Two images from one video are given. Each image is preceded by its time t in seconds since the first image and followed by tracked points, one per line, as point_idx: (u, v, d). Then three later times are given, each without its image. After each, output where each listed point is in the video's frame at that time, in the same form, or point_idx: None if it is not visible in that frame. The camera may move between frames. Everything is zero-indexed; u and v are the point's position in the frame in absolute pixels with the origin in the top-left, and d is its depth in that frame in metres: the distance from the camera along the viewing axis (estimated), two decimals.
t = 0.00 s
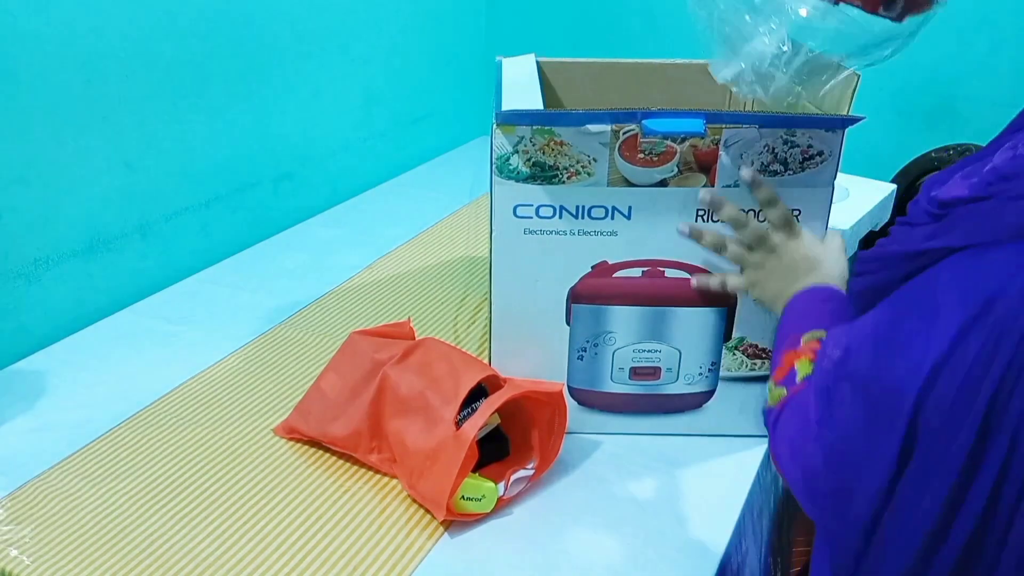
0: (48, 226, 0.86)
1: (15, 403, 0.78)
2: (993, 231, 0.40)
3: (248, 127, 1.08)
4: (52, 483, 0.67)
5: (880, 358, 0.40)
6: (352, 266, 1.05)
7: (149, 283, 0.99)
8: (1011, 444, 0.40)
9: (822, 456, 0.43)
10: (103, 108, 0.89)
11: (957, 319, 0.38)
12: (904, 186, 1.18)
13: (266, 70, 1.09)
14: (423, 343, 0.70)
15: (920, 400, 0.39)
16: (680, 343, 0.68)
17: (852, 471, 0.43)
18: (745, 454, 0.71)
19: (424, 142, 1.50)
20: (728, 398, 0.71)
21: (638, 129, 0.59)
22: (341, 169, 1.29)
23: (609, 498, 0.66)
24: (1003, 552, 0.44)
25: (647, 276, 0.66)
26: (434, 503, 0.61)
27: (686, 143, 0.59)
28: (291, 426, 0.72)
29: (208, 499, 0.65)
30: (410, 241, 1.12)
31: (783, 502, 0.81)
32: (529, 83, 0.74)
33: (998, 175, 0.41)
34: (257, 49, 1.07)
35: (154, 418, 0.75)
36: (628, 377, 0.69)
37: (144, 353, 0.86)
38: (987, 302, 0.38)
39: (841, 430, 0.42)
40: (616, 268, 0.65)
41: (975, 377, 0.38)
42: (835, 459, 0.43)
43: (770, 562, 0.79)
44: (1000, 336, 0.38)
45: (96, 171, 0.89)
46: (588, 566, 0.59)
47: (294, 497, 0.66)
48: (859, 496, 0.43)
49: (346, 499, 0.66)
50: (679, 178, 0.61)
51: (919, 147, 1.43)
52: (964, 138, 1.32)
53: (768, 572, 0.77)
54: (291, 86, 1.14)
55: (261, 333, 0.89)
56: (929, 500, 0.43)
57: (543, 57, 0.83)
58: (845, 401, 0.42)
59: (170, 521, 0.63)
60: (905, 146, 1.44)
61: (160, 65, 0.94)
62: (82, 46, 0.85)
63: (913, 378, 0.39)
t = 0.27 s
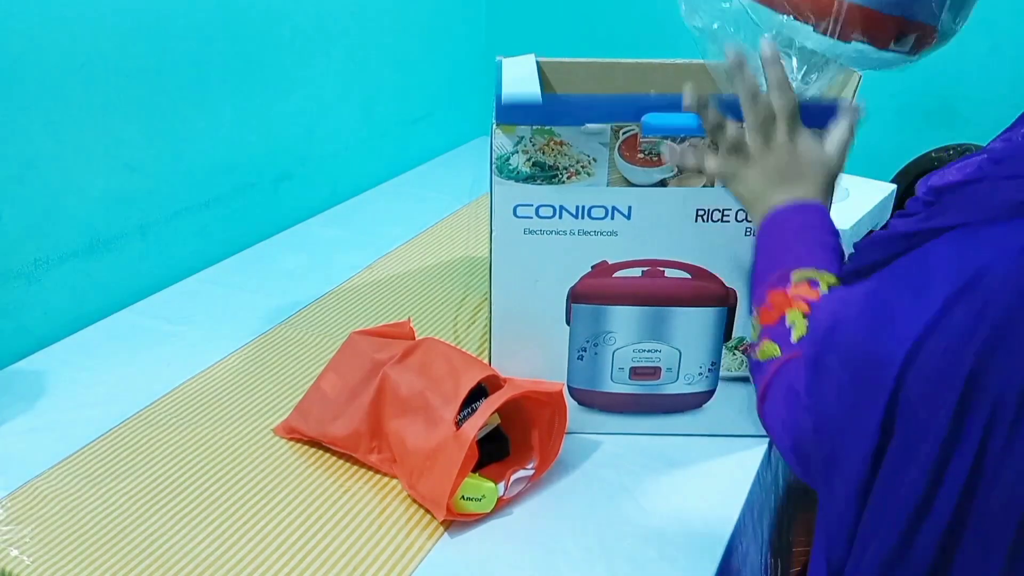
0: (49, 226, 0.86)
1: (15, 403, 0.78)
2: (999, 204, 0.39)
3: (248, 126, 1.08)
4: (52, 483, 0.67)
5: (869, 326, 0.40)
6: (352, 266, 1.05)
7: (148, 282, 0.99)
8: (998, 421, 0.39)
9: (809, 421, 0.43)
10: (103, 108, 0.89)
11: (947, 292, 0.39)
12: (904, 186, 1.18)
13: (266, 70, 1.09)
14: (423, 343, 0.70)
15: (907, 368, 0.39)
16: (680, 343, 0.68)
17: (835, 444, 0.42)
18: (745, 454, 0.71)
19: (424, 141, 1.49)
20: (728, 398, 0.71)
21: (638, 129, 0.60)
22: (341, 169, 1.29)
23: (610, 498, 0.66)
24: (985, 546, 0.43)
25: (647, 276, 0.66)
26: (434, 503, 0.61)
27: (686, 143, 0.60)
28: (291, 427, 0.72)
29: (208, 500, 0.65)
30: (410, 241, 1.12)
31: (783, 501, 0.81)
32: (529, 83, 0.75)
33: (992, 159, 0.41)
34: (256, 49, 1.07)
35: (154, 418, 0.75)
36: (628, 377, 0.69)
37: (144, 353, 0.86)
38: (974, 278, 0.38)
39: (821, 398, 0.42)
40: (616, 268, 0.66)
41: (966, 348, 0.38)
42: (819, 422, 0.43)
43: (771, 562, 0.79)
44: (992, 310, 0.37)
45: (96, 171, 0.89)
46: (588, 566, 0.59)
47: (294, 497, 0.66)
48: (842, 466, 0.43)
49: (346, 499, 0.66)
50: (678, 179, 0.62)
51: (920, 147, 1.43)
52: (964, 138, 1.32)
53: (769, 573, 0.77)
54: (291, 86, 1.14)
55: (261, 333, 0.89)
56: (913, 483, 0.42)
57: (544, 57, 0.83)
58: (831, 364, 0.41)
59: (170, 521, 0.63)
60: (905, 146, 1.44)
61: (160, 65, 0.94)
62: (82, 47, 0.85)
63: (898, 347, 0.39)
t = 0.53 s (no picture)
0: (48, 225, 0.86)
1: (15, 403, 0.78)
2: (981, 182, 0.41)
3: (248, 126, 1.08)
4: (52, 484, 0.67)
5: (849, 290, 0.41)
6: (351, 266, 1.05)
7: (148, 282, 0.99)
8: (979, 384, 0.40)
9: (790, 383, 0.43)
10: (102, 107, 0.88)
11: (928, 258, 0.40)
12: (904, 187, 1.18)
13: (266, 69, 1.09)
14: (423, 343, 0.70)
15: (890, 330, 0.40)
16: (680, 343, 0.67)
17: (816, 407, 0.43)
18: (745, 454, 0.71)
19: (423, 140, 1.49)
20: (728, 399, 0.71)
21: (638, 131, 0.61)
22: (341, 168, 1.28)
23: (610, 499, 0.66)
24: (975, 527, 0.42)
25: (648, 276, 0.66)
26: (434, 503, 0.61)
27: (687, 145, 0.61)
28: (291, 427, 0.72)
29: (208, 500, 0.65)
30: (410, 241, 1.12)
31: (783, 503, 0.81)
32: (531, 84, 0.74)
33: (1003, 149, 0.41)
34: (256, 48, 1.06)
35: (154, 418, 0.75)
36: (628, 377, 0.69)
37: (145, 353, 0.86)
38: (954, 247, 0.39)
39: (805, 363, 0.42)
40: (617, 268, 0.66)
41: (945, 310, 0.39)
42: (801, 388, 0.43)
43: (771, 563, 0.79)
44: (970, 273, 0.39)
45: (96, 171, 0.89)
46: (589, 567, 0.59)
47: (294, 497, 0.66)
48: (826, 432, 0.44)
49: (346, 499, 0.66)
50: (681, 179, 0.63)
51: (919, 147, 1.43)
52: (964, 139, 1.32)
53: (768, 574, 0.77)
54: (290, 85, 1.14)
55: (261, 333, 0.89)
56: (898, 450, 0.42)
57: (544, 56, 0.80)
58: (815, 326, 0.42)
59: (170, 521, 0.63)
60: (905, 146, 1.44)
61: (160, 65, 0.93)
62: (82, 46, 0.85)
63: (882, 310, 0.40)
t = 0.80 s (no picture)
0: (49, 225, 0.86)
1: (15, 403, 0.78)
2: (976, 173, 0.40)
3: (248, 127, 1.08)
4: (52, 484, 0.67)
5: (852, 296, 0.38)
6: (352, 266, 1.05)
7: (148, 282, 0.99)
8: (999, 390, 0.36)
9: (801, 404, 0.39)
10: (103, 108, 0.89)
11: (931, 248, 0.38)
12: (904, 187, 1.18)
13: (266, 70, 1.09)
14: (423, 342, 0.70)
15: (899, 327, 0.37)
16: (683, 350, 0.67)
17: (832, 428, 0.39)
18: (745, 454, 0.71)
19: (424, 142, 1.49)
20: (731, 406, 0.71)
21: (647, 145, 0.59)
22: (341, 169, 1.29)
23: (610, 499, 0.66)
24: (992, 536, 0.39)
25: (651, 284, 0.65)
26: (434, 503, 0.61)
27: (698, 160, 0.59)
28: (291, 427, 0.72)
29: (208, 499, 0.65)
30: (410, 241, 1.12)
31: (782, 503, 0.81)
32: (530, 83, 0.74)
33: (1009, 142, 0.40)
34: (255, 49, 1.07)
35: (154, 418, 0.75)
36: (630, 382, 0.69)
37: (145, 353, 0.86)
38: (956, 232, 0.37)
39: (813, 368, 0.39)
40: (621, 275, 0.65)
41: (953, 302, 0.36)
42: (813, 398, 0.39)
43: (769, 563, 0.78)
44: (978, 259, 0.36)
45: (97, 171, 0.90)
46: (588, 566, 0.59)
47: (294, 497, 0.66)
48: (842, 450, 0.40)
49: (345, 499, 0.66)
50: (688, 188, 0.63)
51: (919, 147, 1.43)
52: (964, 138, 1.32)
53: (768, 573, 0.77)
54: (291, 85, 1.14)
55: (261, 333, 0.89)
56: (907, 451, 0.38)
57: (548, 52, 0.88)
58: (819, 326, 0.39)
59: (170, 521, 0.63)
60: (905, 146, 1.44)
61: (160, 66, 0.94)
62: (82, 46, 0.85)
63: (890, 306, 0.37)
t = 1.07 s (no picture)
0: (49, 225, 0.86)
1: (15, 402, 0.78)
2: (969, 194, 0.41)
3: (248, 127, 1.08)
4: (52, 484, 0.67)
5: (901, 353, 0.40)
6: (352, 266, 1.05)
7: (149, 283, 0.99)
8: None
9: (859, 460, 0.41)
10: (103, 108, 0.89)
11: (956, 290, 0.39)
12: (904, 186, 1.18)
13: (266, 70, 1.09)
14: (423, 342, 0.70)
15: (947, 374, 0.38)
16: (683, 359, 0.68)
17: (893, 476, 0.40)
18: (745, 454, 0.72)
19: (424, 142, 1.49)
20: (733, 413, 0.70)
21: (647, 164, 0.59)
22: (341, 169, 1.29)
23: (610, 498, 0.66)
24: None
25: (651, 297, 0.65)
26: (433, 503, 0.61)
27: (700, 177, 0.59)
28: (291, 427, 0.72)
29: (208, 499, 0.65)
30: (410, 241, 1.12)
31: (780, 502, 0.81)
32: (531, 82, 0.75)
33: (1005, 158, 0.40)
34: (255, 49, 1.07)
35: (154, 418, 0.75)
36: (629, 390, 0.69)
37: (145, 353, 0.86)
38: (982, 272, 0.38)
39: (869, 424, 0.40)
40: (619, 289, 0.65)
41: (994, 347, 0.37)
42: (869, 452, 0.40)
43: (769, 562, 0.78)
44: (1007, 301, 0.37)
45: (97, 171, 0.90)
46: (588, 565, 0.59)
47: (294, 496, 0.66)
48: (903, 493, 0.41)
49: (346, 499, 0.66)
50: (691, 207, 0.60)
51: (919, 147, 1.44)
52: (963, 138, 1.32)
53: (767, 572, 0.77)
54: (291, 85, 1.14)
55: (261, 333, 0.89)
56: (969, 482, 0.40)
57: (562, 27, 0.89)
58: (870, 379, 0.41)
59: (171, 521, 0.63)
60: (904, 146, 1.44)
61: (160, 66, 0.94)
62: (81, 46, 0.85)
63: (937, 356, 0.39)
